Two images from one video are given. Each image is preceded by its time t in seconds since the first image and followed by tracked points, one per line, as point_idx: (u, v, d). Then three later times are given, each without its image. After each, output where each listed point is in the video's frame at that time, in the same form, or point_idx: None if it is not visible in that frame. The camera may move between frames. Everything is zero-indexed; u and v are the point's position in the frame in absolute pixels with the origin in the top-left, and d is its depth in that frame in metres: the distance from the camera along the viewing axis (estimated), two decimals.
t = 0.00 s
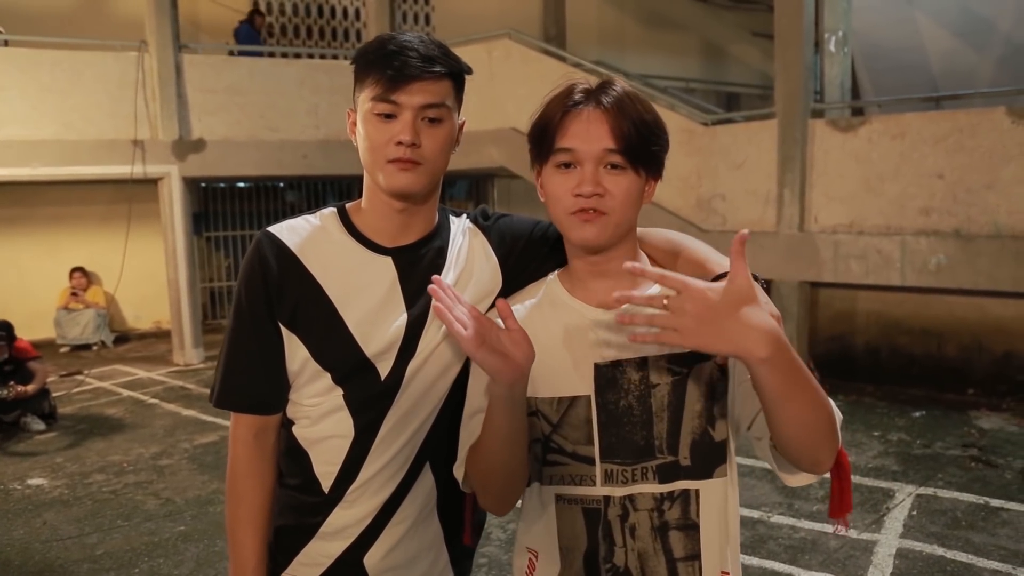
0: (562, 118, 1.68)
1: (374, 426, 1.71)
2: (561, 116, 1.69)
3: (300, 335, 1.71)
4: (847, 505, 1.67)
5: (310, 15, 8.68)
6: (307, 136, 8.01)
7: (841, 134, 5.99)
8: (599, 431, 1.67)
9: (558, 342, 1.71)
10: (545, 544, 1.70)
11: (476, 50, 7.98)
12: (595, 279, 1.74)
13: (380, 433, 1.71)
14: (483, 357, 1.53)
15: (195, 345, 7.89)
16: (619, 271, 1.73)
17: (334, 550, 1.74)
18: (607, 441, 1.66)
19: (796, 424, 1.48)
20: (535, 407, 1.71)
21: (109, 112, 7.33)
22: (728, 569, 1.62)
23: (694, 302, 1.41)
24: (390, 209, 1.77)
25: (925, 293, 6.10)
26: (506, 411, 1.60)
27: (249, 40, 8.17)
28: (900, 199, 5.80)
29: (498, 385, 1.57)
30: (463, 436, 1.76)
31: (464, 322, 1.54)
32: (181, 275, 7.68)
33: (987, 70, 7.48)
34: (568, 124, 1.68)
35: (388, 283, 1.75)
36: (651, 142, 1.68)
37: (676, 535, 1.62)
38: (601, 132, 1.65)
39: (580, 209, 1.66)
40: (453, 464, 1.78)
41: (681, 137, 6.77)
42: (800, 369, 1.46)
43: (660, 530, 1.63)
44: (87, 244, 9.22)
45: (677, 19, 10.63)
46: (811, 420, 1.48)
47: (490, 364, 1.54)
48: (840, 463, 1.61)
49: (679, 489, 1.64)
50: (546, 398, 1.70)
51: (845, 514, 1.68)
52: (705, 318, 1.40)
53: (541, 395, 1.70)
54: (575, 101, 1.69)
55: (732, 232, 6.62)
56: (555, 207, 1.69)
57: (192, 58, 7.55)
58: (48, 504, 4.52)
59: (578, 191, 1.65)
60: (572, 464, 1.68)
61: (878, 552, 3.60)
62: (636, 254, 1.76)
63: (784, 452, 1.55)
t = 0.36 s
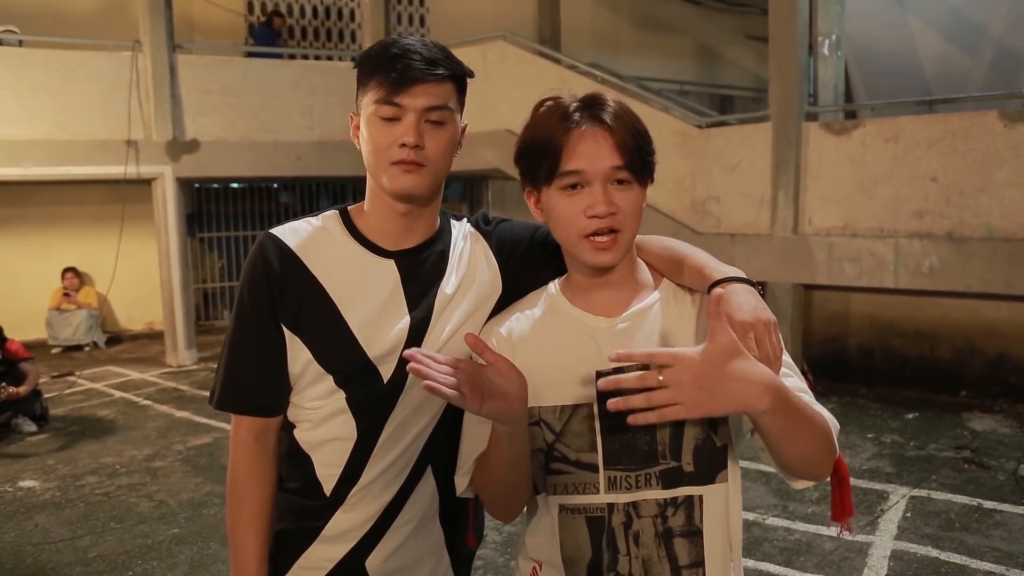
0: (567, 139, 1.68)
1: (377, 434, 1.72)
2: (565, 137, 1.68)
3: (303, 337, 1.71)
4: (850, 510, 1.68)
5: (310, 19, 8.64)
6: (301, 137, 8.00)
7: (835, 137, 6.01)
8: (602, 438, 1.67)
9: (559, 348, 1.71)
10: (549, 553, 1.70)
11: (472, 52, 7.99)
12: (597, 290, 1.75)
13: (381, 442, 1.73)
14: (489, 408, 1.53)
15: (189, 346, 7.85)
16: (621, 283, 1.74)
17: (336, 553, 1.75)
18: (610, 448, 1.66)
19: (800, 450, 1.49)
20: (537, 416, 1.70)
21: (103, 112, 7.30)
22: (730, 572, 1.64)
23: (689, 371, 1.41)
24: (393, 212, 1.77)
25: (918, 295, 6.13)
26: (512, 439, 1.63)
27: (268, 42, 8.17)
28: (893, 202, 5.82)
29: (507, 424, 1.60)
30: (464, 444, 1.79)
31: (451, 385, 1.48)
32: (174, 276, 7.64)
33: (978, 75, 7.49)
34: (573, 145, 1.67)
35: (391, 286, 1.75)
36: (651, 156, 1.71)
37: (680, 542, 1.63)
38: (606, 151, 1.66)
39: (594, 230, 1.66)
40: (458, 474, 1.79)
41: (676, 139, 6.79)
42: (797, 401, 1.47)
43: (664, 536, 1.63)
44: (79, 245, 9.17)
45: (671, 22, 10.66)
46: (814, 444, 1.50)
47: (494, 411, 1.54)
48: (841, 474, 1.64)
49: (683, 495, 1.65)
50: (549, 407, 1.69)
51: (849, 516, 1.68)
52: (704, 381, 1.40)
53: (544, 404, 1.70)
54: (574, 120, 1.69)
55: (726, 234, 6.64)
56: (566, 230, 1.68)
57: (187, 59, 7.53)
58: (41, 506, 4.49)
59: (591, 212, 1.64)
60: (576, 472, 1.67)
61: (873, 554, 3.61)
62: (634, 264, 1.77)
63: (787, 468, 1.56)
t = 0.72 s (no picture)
0: (561, 128, 1.70)
1: (374, 437, 1.71)
2: (559, 127, 1.70)
3: (300, 335, 1.70)
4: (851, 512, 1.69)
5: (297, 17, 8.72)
6: (293, 139, 7.97)
7: (827, 144, 6.06)
8: (600, 439, 1.67)
9: (559, 349, 1.71)
10: (547, 555, 1.69)
11: (466, 56, 8.00)
12: (593, 288, 1.75)
13: (378, 444, 1.72)
14: (483, 392, 1.54)
15: (178, 347, 7.80)
16: (616, 281, 1.74)
17: (333, 556, 1.75)
18: (609, 449, 1.66)
19: (811, 446, 1.52)
20: (536, 417, 1.70)
21: (94, 112, 7.26)
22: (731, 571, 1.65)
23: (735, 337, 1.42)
24: (395, 212, 1.76)
25: (908, 302, 6.18)
26: (506, 434, 1.64)
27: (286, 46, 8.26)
28: (884, 209, 5.87)
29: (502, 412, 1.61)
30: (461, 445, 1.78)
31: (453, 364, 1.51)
32: (164, 277, 7.60)
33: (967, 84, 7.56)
34: (565, 135, 1.69)
35: (390, 288, 1.74)
36: (648, 153, 1.69)
37: (679, 542, 1.63)
38: (596, 143, 1.67)
39: (573, 216, 1.66)
40: (452, 474, 1.82)
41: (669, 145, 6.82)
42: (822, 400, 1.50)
43: (664, 537, 1.63)
44: (68, 245, 9.11)
45: (663, 27, 10.71)
46: (822, 443, 1.53)
47: (490, 397, 1.55)
48: (842, 471, 1.64)
49: (683, 496, 1.65)
50: (548, 408, 1.69)
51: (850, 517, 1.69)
52: (741, 350, 1.41)
53: (542, 405, 1.70)
54: (574, 113, 1.70)
55: (718, 240, 6.67)
56: (551, 216, 1.69)
57: (180, 59, 7.51)
58: (28, 509, 4.45)
59: (572, 199, 1.65)
60: (575, 473, 1.68)
61: (863, 559, 3.64)
62: (633, 266, 1.76)
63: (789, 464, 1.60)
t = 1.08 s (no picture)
0: (563, 131, 1.70)
1: (379, 433, 1.71)
2: (562, 131, 1.70)
3: (302, 340, 1.70)
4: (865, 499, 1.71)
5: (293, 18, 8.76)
6: (288, 140, 7.96)
7: (822, 148, 6.09)
8: (603, 434, 1.68)
9: (563, 345, 1.72)
10: (550, 549, 1.68)
11: (462, 57, 8.01)
12: (599, 288, 1.75)
13: (382, 439, 1.72)
14: (490, 359, 1.52)
15: (172, 349, 7.76)
16: (623, 279, 1.74)
17: (337, 558, 1.77)
18: (612, 443, 1.67)
19: (821, 422, 1.52)
20: (538, 412, 1.70)
21: (88, 112, 7.22)
22: (736, 569, 1.64)
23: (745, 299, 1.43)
24: (391, 218, 1.77)
25: (902, 305, 6.21)
26: (511, 418, 1.58)
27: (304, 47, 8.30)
28: (879, 213, 5.90)
29: (505, 390, 1.56)
30: (462, 439, 1.80)
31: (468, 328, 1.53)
32: (158, 277, 7.57)
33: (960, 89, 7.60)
34: (569, 138, 1.69)
35: (391, 289, 1.74)
36: (651, 155, 1.70)
37: (684, 535, 1.63)
38: (600, 144, 1.67)
39: (582, 218, 1.66)
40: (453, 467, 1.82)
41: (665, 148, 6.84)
42: (832, 372, 1.49)
43: (668, 530, 1.64)
44: (61, 245, 9.06)
45: (659, 30, 10.74)
46: (837, 417, 1.52)
47: (495, 368, 1.53)
48: (855, 458, 1.66)
49: (686, 490, 1.65)
50: (550, 402, 1.70)
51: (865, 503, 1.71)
52: (750, 312, 1.42)
53: (545, 399, 1.70)
54: (575, 116, 1.71)
55: (713, 243, 6.69)
56: (559, 218, 1.69)
57: (175, 59, 7.49)
58: (22, 510, 4.43)
59: (580, 201, 1.66)
60: (578, 467, 1.68)
61: (859, 562, 3.65)
62: (636, 264, 1.77)
63: (802, 451, 1.61)
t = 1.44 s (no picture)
0: (552, 148, 1.72)
1: (384, 438, 1.73)
2: (550, 148, 1.72)
3: (308, 346, 1.71)
4: (840, 512, 1.71)
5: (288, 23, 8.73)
6: (285, 144, 7.96)
7: (818, 152, 6.12)
8: (606, 440, 1.69)
9: (566, 351, 1.73)
10: (552, 555, 1.68)
11: (458, 62, 8.03)
12: (601, 294, 1.76)
13: (387, 444, 1.74)
14: (496, 356, 1.54)
15: (168, 353, 7.75)
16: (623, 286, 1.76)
17: (342, 559, 1.81)
18: (616, 449, 1.68)
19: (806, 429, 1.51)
20: (542, 417, 1.71)
21: (85, 117, 7.21)
22: (737, 572, 1.65)
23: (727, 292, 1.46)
24: (398, 220, 1.77)
25: (898, 309, 6.23)
26: (519, 417, 1.57)
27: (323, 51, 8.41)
28: (875, 217, 5.93)
29: (511, 387, 1.56)
30: (466, 443, 1.76)
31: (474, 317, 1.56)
32: (155, 281, 7.56)
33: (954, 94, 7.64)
34: (558, 154, 1.71)
35: (396, 295, 1.76)
36: (641, 158, 1.71)
37: (687, 540, 1.64)
38: (589, 157, 1.68)
39: (584, 233, 1.68)
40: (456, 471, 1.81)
41: (661, 152, 6.87)
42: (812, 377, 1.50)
43: (671, 536, 1.64)
44: (56, 250, 9.04)
45: (653, 35, 10.79)
46: (823, 424, 1.52)
47: (501, 364, 1.54)
48: (841, 468, 1.65)
49: (689, 495, 1.66)
50: (554, 408, 1.70)
51: (842, 516, 1.71)
52: (728, 302, 1.44)
53: (548, 405, 1.71)
54: (560, 131, 1.73)
55: (710, 247, 6.71)
56: (560, 235, 1.71)
57: (171, 64, 7.49)
58: (19, 515, 4.41)
59: (579, 216, 1.67)
60: (581, 472, 1.69)
61: (857, 564, 3.67)
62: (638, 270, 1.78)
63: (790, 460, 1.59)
